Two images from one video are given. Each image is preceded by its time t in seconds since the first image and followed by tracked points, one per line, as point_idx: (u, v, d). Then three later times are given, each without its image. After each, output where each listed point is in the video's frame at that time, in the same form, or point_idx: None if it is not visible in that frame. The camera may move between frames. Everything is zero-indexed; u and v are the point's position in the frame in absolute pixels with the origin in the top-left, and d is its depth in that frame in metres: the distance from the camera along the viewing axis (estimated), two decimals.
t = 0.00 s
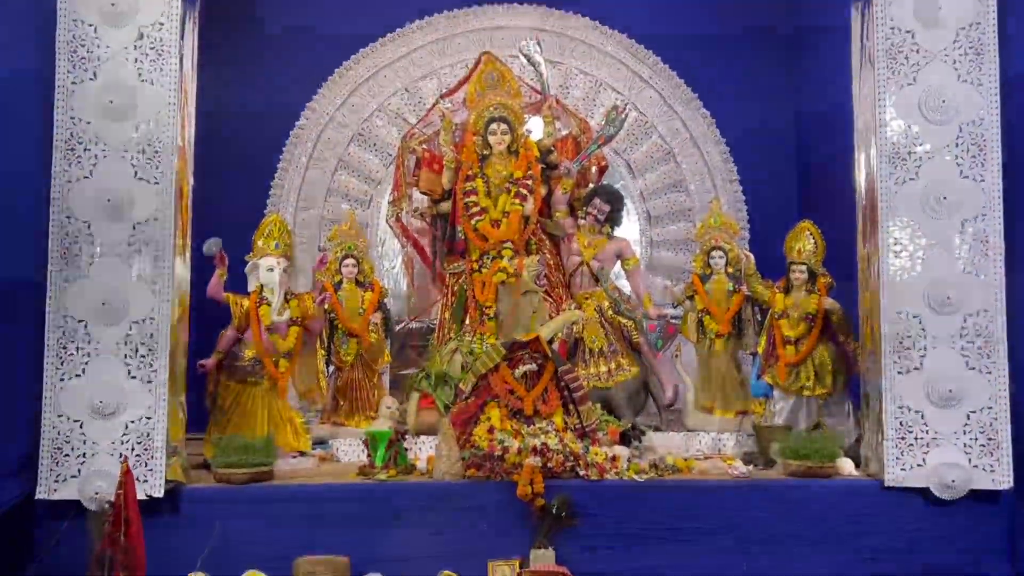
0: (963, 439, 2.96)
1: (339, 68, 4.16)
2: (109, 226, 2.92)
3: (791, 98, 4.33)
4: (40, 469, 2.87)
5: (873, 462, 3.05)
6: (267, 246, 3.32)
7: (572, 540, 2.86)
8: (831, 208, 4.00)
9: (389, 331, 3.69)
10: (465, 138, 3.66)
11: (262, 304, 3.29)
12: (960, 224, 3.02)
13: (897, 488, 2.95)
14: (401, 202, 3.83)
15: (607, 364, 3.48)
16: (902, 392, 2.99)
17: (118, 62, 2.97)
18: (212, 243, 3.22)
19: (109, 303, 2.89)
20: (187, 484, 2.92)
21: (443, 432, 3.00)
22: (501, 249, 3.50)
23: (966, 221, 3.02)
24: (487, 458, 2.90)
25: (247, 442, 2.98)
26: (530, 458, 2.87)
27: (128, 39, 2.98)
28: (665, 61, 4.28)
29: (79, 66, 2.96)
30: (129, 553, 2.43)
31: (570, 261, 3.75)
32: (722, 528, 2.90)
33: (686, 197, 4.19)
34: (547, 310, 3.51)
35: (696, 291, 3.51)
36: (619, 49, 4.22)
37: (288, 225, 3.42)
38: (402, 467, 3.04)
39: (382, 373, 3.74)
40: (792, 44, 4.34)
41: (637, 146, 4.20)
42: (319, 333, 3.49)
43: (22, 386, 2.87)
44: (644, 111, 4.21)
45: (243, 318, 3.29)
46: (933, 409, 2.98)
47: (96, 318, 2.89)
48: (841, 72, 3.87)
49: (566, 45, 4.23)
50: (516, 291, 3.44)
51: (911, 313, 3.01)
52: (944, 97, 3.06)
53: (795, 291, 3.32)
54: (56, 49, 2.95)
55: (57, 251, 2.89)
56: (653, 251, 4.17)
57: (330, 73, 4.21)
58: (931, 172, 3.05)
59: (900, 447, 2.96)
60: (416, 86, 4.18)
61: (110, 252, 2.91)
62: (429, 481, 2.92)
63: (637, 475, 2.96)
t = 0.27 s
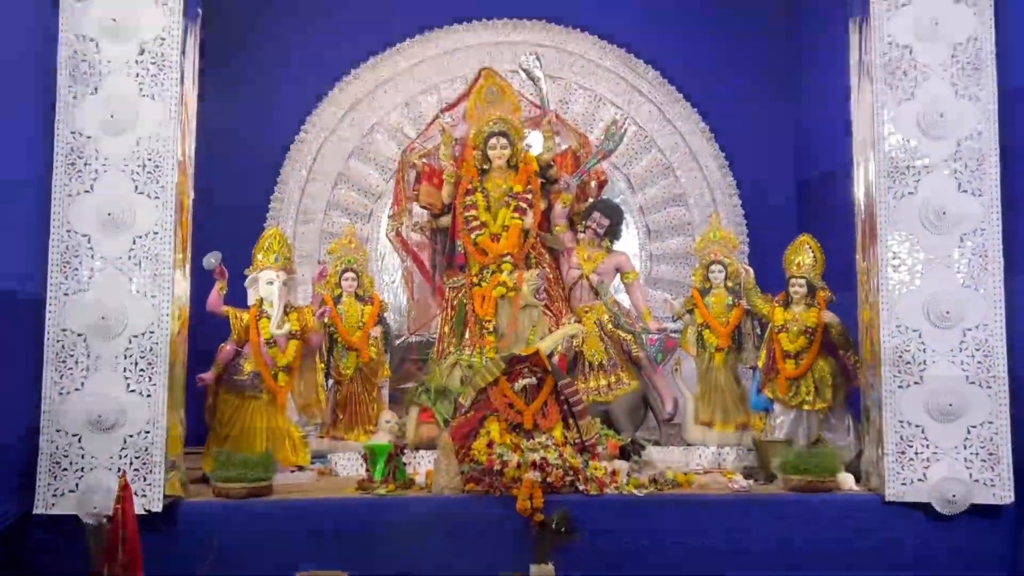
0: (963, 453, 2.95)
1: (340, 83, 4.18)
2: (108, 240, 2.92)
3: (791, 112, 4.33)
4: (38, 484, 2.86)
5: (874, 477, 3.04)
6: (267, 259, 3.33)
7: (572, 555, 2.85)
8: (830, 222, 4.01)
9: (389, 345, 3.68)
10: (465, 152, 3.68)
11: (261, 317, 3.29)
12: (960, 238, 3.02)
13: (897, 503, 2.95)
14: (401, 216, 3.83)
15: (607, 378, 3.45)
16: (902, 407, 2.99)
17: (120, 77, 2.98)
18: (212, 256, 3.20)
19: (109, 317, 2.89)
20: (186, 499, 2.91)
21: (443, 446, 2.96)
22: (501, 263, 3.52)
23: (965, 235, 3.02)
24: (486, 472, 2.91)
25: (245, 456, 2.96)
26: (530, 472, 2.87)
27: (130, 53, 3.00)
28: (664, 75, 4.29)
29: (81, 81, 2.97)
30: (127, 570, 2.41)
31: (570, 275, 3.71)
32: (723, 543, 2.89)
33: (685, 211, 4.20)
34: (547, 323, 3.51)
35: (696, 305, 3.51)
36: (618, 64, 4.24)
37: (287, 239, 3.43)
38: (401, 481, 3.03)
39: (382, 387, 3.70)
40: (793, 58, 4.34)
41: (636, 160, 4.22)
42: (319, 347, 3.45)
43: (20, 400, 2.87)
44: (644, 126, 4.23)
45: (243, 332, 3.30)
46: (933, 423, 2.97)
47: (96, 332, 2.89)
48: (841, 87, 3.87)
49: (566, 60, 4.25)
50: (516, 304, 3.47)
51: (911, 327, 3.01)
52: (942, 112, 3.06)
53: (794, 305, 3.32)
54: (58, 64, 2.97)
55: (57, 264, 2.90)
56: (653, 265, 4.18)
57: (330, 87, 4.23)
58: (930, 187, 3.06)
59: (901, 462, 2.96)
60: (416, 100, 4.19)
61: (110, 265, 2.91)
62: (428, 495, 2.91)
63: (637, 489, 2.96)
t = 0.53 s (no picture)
0: (964, 469, 2.95)
1: (340, 100, 4.20)
2: (108, 256, 2.92)
3: (789, 128, 4.35)
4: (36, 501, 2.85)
5: (875, 493, 3.04)
6: (266, 275, 3.34)
7: (572, 572, 2.84)
8: (829, 238, 4.01)
9: (388, 361, 3.69)
10: (465, 169, 3.69)
11: (261, 333, 3.29)
12: (959, 254, 3.03)
13: (898, 520, 2.94)
14: (401, 231, 3.84)
15: (607, 394, 3.41)
16: (902, 423, 2.99)
17: (121, 94, 3.00)
18: (211, 272, 3.21)
19: (108, 333, 2.89)
20: (184, 515, 2.90)
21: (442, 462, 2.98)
22: (501, 278, 3.49)
23: (964, 250, 3.03)
24: (486, 489, 2.89)
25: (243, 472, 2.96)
26: (529, 488, 2.86)
27: (132, 70, 3.01)
28: (663, 92, 4.32)
29: (82, 97, 2.98)
30: None
31: (569, 290, 3.71)
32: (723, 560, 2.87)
33: (685, 227, 4.20)
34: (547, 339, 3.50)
35: (695, 320, 3.51)
36: (617, 81, 4.26)
37: (287, 255, 3.45)
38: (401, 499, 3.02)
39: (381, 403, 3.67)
40: (790, 75, 4.37)
41: (635, 176, 4.23)
42: (318, 362, 3.44)
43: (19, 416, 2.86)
44: (643, 141, 4.24)
45: (242, 348, 3.30)
46: (934, 439, 2.97)
47: (95, 347, 2.88)
48: (838, 103, 3.89)
49: (565, 76, 4.27)
50: (515, 320, 3.45)
51: (910, 343, 3.02)
52: (940, 128, 3.07)
53: (794, 320, 3.31)
54: (60, 81, 2.98)
55: (56, 280, 2.90)
56: (652, 280, 4.18)
57: (330, 104, 4.24)
58: (928, 203, 3.07)
59: (901, 477, 2.95)
60: (416, 117, 4.21)
61: (110, 281, 2.92)
62: (428, 511, 2.90)
63: (638, 507, 2.93)
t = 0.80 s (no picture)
0: (966, 487, 2.94)
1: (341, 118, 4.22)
2: (109, 273, 2.93)
3: (790, 145, 4.36)
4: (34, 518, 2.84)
5: (876, 511, 3.03)
6: (266, 292, 3.34)
7: None
8: (829, 255, 4.01)
9: (387, 378, 3.63)
10: (465, 185, 3.69)
11: (260, 350, 3.27)
12: (959, 271, 3.03)
13: (901, 538, 2.93)
14: (401, 248, 3.78)
15: (607, 411, 3.38)
16: (904, 440, 2.97)
17: (122, 111, 3.01)
18: (211, 289, 3.22)
19: (108, 350, 2.89)
20: (182, 533, 2.89)
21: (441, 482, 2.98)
22: (501, 295, 3.51)
23: (964, 267, 3.02)
24: (486, 507, 2.88)
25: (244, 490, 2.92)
26: (529, 507, 2.85)
27: (133, 88, 3.02)
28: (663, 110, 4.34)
29: (84, 115, 2.99)
30: None
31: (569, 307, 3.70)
32: None
33: (685, 244, 4.21)
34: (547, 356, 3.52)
35: (695, 337, 3.50)
36: (617, 99, 4.28)
37: (287, 271, 3.45)
38: (400, 515, 3.01)
39: (380, 420, 3.62)
40: (789, 93, 4.39)
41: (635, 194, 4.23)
42: (318, 379, 3.43)
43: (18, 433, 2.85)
44: (642, 159, 4.25)
45: (241, 365, 3.26)
46: (935, 457, 2.96)
47: (94, 364, 2.88)
48: (837, 121, 3.91)
49: (564, 94, 4.29)
50: (515, 337, 3.46)
51: (911, 360, 3.01)
52: (939, 147, 3.08)
53: (795, 337, 3.31)
54: (61, 98, 2.98)
55: (56, 296, 2.89)
56: (653, 298, 4.18)
57: (332, 121, 4.26)
58: (928, 220, 3.07)
59: (903, 495, 2.94)
60: (417, 134, 4.22)
61: (111, 298, 2.92)
62: (427, 529, 2.89)
63: (638, 524, 2.94)
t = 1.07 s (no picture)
0: (969, 506, 2.93)
1: (342, 135, 4.23)
2: (111, 291, 2.92)
3: (789, 163, 4.39)
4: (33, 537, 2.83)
5: (878, 531, 3.03)
6: (267, 309, 3.35)
7: None
8: (829, 273, 4.02)
9: (389, 396, 3.58)
10: (466, 203, 3.70)
11: (261, 367, 3.29)
12: (960, 289, 3.03)
13: (904, 558, 2.92)
14: (402, 266, 3.82)
15: (608, 430, 3.36)
16: (906, 459, 2.96)
17: (124, 129, 3.01)
18: (212, 306, 3.21)
19: (109, 368, 2.88)
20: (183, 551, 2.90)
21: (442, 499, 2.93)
22: (502, 312, 3.50)
23: (965, 285, 3.03)
24: (487, 526, 2.89)
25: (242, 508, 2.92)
26: (530, 525, 2.85)
27: (136, 106, 3.03)
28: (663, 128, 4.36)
29: (86, 133, 3.00)
30: None
31: (570, 324, 3.65)
32: None
33: (686, 262, 4.21)
34: (548, 373, 3.51)
35: (697, 355, 3.48)
36: (617, 117, 4.30)
37: (288, 289, 3.46)
38: (401, 535, 2.99)
39: (381, 438, 3.56)
40: (789, 112, 4.41)
41: (636, 211, 4.23)
42: (318, 397, 3.42)
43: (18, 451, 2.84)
44: (643, 177, 4.26)
45: (242, 383, 3.28)
46: (938, 476, 2.95)
47: (94, 382, 2.87)
48: (837, 139, 3.92)
49: (565, 112, 4.30)
50: (517, 354, 3.47)
51: (913, 378, 3.00)
52: (938, 164, 3.10)
53: (796, 355, 3.31)
54: (64, 117, 2.99)
55: (57, 314, 2.89)
56: (654, 314, 4.17)
57: (333, 139, 4.28)
58: (930, 238, 3.07)
59: (907, 515, 2.92)
60: (418, 151, 4.23)
61: (112, 315, 2.92)
62: (428, 548, 2.89)
63: (640, 544, 2.92)
